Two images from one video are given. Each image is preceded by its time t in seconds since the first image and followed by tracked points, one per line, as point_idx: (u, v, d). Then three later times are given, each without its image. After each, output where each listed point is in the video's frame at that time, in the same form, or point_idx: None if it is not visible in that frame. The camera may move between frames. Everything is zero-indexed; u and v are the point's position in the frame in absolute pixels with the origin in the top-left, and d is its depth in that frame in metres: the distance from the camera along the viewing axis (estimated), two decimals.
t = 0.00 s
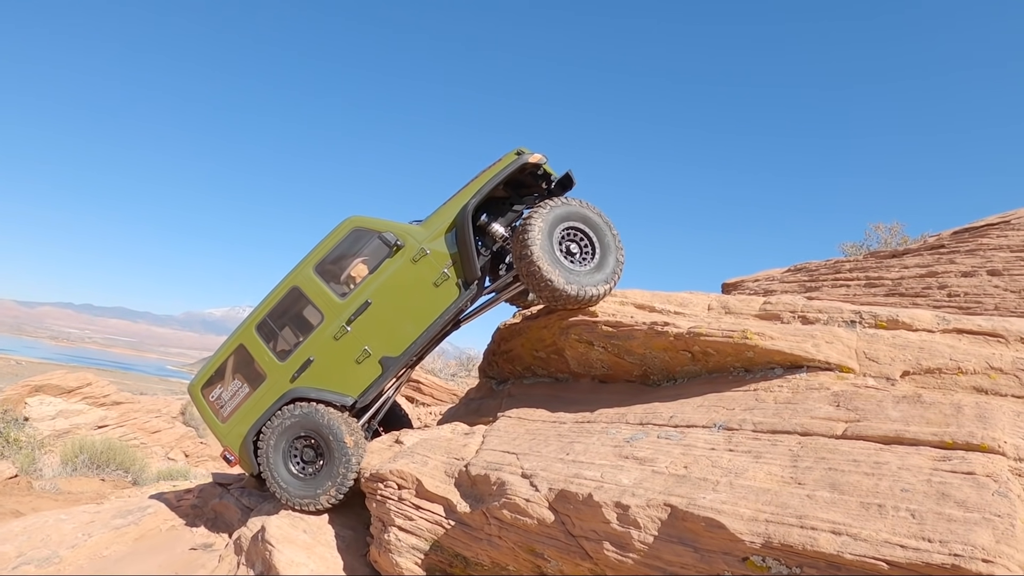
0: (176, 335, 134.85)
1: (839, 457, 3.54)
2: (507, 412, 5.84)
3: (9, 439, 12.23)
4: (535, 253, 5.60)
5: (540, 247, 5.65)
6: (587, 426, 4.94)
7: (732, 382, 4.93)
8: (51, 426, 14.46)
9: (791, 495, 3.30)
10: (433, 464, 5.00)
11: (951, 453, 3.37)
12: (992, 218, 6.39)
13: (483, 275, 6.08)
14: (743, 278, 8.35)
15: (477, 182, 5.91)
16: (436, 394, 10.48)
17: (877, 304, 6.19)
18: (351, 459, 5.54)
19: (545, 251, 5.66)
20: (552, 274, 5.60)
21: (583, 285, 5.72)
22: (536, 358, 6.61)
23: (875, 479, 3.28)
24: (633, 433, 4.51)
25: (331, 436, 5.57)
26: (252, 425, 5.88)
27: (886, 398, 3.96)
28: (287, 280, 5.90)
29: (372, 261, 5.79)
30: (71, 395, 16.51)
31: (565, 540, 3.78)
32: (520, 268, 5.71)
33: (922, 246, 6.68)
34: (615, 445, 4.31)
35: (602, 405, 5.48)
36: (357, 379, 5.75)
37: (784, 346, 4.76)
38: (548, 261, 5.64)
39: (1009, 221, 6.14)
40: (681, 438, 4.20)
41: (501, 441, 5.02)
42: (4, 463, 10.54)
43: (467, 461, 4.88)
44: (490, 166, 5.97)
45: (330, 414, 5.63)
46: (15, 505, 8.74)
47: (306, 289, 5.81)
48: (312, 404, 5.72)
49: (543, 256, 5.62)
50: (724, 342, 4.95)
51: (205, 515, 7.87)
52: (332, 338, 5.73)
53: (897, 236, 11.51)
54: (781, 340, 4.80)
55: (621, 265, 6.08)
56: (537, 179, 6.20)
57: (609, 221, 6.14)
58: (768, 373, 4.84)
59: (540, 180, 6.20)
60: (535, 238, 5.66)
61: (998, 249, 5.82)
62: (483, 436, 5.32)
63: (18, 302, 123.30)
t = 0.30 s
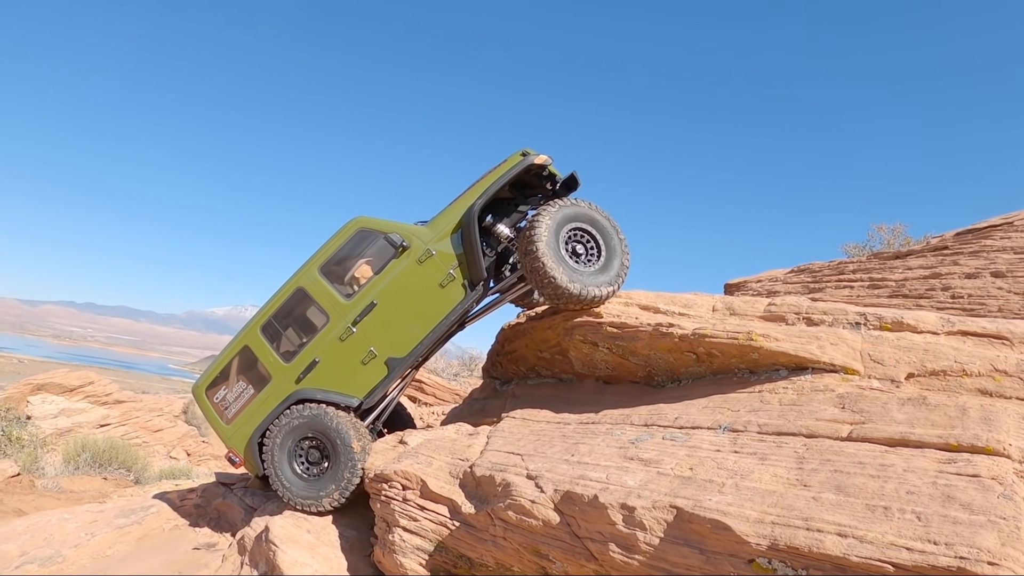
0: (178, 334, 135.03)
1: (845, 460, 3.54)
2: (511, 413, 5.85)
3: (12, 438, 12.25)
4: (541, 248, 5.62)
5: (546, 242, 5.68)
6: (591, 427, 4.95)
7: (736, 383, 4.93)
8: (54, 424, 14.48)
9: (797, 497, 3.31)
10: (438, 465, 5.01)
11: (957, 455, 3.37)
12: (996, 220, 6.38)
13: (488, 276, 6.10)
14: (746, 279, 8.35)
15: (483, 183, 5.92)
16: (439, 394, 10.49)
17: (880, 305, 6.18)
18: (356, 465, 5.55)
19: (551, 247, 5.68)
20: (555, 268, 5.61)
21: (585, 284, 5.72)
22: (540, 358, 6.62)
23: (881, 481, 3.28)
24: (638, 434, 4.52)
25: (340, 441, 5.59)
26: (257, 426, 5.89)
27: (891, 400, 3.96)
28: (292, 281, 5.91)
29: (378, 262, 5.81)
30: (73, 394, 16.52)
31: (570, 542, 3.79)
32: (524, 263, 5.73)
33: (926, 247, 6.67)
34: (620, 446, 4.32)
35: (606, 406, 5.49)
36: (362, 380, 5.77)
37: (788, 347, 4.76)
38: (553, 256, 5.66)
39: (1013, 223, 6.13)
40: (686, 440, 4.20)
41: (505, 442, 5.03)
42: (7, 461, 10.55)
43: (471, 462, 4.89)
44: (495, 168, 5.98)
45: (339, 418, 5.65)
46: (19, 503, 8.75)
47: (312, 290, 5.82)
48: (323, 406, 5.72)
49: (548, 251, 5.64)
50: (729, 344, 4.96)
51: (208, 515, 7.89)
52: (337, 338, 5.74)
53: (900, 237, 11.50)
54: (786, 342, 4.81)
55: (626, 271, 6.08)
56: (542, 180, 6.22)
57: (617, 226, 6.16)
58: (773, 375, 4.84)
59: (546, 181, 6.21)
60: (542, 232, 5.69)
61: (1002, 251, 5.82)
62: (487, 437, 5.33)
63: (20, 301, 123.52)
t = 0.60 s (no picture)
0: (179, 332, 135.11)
1: (846, 459, 3.55)
2: (513, 412, 5.87)
3: (13, 434, 12.26)
4: (541, 240, 5.66)
5: (547, 236, 5.73)
6: (593, 426, 4.96)
7: (738, 383, 4.94)
8: (55, 422, 14.50)
9: (799, 496, 3.32)
10: (439, 463, 5.02)
11: (957, 455, 3.39)
12: (997, 222, 6.39)
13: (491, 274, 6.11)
14: (748, 279, 8.36)
15: (485, 181, 5.93)
16: (440, 393, 10.51)
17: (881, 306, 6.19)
18: (355, 467, 5.57)
19: (551, 241, 5.72)
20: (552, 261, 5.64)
21: (580, 281, 5.71)
22: (541, 357, 6.64)
23: (882, 480, 3.29)
24: (639, 433, 4.53)
25: (345, 443, 5.59)
26: (259, 422, 5.91)
27: (893, 400, 3.97)
28: (295, 278, 5.92)
29: (381, 260, 5.82)
30: (73, 391, 16.52)
31: (572, 539, 3.80)
32: (524, 254, 5.77)
33: (927, 248, 6.68)
34: (621, 445, 4.33)
35: (608, 405, 5.50)
36: (364, 377, 5.79)
37: (790, 347, 4.77)
38: (552, 250, 5.69)
39: (1014, 224, 6.14)
40: (687, 439, 4.22)
41: (507, 440, 5.04)
42: (8, 458, 10.55)
43: (473, 460, 4.91)
44: (498, 166, 5.99)
45: (345, 419, 5.65)
46: (20, 500, 8.76)
47: (314, 287, 5.83)
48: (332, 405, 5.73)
49: (547, 244, 5.69)
50: (731, 343, 4.97)
51: (209, 512, 7.90)
52: (339, 336, 5.76)
53: (901, 237, 11.51)
54: (788, 342, 4.82)
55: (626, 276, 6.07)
56: (545, 179, 6.23)
57: (621, 231, 6.17)
58: (774, 375, 4.85)
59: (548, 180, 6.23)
60: (544, 226, 5.75)
61: (1003, 252, 5.83)
62: (489, 435, 5.34)
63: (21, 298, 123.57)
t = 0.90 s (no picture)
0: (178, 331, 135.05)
1: (844, 460, 3.55)
2: (511, 412, 5.86)
3: (11, 434, 12.25)
4: (543, 232, 5.70)
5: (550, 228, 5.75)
6: (590, 426, 4.96)
7: (736, 383, 4.94)
8: (53, 421, 14.50)
9: (796, 497, 3.32)
10: (437, 463, 5.02)
11: (955, 456, 3.39)
12: (996, 222, 6.40)
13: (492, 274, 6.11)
14: (747, 280, 8.37)
15: (488, 181, 5.93)
16: (439, 393, 10.50)
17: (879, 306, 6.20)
18: (351, 474, 5.55)
19: (553, 234, 5.75)
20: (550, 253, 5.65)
21: (574, 277, 5.70)
22: (540, 357, 6.63)
23: (879, 481, 3.29)
24: (637, 434, 4.53)
25: (346, 449, 5.56)
26: (259, 418, 5.90)
27: (890, 401, 3.97)
28: (297, 274, 5.93)
29: (383, 258, 5.82)
30: (72, 390, 16.50)
31: (569, 540, 3.80)
32: (525, 244, 5.80)
33: (926, 249, 6.69)
34: (619, 445, 4.33)
35: (606, 405, 5.50)
36: (365, 374, 5.78)
37: (788, 348, 4.77)
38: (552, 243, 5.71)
39: (1013, 225, 6.15)
40: (685, 439, 4.22)
41: (505, 441, 5.04)
42: (7, 457, 10.54)
43: (471, 460, 4.91)
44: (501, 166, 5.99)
45: (350, 423, 5.63)
46: (18, 499, 8.76)
47: (316, 284, 5.83)
48: (342, 406, 5.72)
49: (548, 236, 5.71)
50: (729, 344, 4.97)
51: (207, 512, 7.90)
52: (340, 333, 5.76)
53: (900, 238, 11.52)
54: (785, 342, 4.82)
55: (624, 285, 6.03)
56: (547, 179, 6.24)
57: (626, 239, 6.17)
58: (772, 375, 4.85)
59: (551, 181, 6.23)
60: (549, 219, 5.79)
61: (1001, 253, 5.84)
62: (487, 435, 5.34)
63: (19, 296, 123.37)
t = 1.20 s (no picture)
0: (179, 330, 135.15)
1: (843, 460, 3.55)
2: (511, 411, 5.87)
3: (12, 433, 12.26)
4: (556, 219, 5.85)
5: (562, 219, 5.90)
6: (590, 425, 4.97)
7: (736, 383, 4.94)
8: (53, 420, 14.51)
9: (795, 497, 3.32)
10: (437, 462, 5.03)
11: (954, 456, 3.39)
12: (997, 222, 6.39)
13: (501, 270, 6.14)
14: (747, 280, 8.37)
15: (500, 177, 5.97)
16: (439, 392, 10.51)
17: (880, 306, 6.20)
18: (347, 475, 5.59)
19: (564, 225, 5.89)
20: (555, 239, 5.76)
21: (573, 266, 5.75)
22: (540, 357, 6.64)
23: (879, 481, 3.29)
24: (637, 433, 4.53)
25: (349, 448, 5.60)
26: (263, 406, 5.89)
27: (890, 401, 3.97)
28: (306, 263, 5.95)
29: (393, 250, 5.87)
30: (72, 389, 16.50)
31: (568, 539, 3.80)
32: (534, 238, 5.88)
33: (927, 249, 6.68)
34: (619, 444, 4.34)
35: (606, 405, 5.50)
36: (371, 364, 5.79)
37: (788, 348, 4.77)
38: (562, 232, 5.84)
39: (1014, 225, 6.14)
40: (685, 439, 4.22)
41: (505, 440, 5.04)
42: (7, 457, 10.54)
43: (471, 459, 4.91)
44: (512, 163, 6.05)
45: (359, 425, 5.62)
46: (18, 498, 8.77)
47: (325, 273, 5.85)
48: (355, 402, 5.71)
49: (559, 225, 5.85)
50: (729, 343, 4.97)
51: (207, 511, 7.90)
52: (348, 322, 5.77)
53: (901, 238, 11.52)
54: (785, 342, 4.81)
55: (624, 291, 6.04)
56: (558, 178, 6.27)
57: (636, 249, 6.23)
58: (773, 375, 4.85)
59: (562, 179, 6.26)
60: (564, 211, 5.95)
61: (1002, 253, 5.84)
62: (487, 434, 5.34)
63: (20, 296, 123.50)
